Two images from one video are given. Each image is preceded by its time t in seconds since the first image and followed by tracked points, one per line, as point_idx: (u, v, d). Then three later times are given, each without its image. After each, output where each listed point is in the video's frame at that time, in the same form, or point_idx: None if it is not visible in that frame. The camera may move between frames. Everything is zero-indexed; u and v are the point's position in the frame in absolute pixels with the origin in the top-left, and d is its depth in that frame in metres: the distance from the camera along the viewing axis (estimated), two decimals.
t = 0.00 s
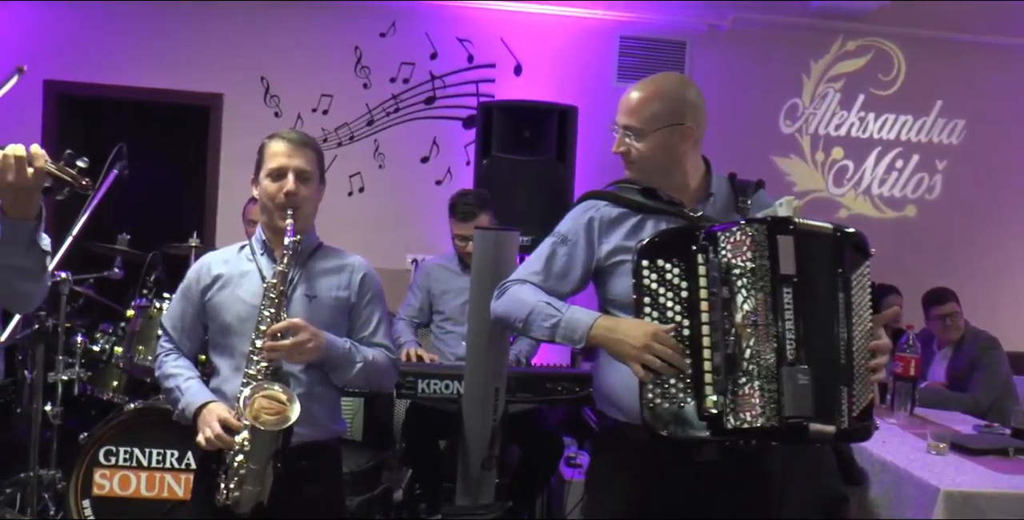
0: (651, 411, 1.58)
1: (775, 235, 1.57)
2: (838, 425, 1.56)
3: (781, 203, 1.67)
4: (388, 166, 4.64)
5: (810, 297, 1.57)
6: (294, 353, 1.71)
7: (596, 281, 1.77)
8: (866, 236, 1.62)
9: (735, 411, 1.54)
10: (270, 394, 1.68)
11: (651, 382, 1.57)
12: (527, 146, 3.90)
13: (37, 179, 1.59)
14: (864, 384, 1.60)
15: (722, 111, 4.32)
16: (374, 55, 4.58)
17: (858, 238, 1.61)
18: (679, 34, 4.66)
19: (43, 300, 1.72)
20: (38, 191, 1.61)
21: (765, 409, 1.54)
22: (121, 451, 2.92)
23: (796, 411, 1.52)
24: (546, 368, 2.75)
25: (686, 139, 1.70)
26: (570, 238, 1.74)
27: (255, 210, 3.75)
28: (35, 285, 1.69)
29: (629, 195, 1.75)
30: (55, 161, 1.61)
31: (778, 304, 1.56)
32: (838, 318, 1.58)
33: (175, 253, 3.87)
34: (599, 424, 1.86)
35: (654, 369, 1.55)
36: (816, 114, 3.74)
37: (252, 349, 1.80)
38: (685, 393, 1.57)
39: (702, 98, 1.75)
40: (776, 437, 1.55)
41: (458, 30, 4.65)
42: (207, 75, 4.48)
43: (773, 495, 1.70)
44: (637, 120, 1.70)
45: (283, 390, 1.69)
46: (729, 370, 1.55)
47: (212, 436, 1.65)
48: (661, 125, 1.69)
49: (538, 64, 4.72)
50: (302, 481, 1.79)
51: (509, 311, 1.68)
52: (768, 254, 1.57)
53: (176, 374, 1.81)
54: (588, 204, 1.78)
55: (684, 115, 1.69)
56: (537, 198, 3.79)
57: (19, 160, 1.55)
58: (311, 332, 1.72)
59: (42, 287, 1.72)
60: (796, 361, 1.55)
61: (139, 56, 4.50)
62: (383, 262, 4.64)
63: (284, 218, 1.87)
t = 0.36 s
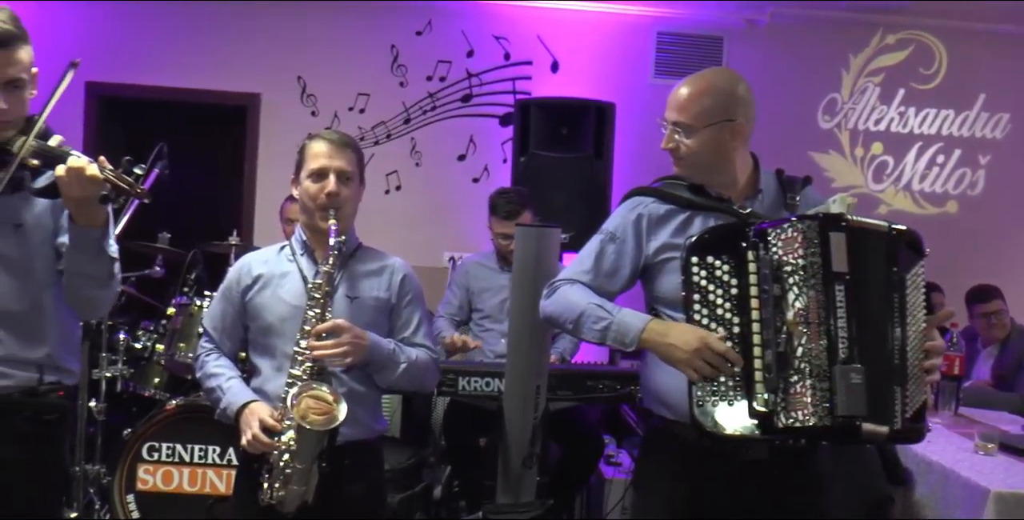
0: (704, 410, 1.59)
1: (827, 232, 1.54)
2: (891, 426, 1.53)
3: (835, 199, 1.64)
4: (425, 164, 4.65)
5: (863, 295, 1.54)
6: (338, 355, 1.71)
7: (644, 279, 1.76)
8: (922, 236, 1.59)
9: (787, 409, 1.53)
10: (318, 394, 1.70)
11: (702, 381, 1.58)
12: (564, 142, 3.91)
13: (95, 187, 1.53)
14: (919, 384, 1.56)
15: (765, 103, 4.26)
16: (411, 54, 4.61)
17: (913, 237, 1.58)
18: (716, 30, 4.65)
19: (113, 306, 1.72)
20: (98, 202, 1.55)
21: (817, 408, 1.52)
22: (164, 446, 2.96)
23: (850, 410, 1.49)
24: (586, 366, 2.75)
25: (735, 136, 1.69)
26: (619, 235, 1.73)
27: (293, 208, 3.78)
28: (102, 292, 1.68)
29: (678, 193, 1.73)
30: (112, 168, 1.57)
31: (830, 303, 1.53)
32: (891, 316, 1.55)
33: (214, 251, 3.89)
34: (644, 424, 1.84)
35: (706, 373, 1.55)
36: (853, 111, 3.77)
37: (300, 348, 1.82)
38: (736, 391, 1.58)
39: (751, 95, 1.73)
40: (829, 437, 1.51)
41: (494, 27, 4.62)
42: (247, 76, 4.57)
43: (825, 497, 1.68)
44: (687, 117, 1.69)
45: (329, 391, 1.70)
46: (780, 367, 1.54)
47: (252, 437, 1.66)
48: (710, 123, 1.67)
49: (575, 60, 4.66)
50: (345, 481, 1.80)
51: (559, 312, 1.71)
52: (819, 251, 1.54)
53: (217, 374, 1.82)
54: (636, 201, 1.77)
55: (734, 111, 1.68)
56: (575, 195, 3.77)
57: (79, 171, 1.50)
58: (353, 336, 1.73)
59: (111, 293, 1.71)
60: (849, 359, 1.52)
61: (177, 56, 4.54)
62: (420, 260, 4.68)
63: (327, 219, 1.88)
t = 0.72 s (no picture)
0: (744, 409, 1.56)
1: (870, 229, 1.53)
2: (936, 427, 1.51)
3: (880, 197, 1.58)
4: (462, 165, 4.66)
5: (907, 294, 1.52)
6: (382, 349, 1.73)
7: (686, 277, 1.74)
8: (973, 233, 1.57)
9: (830, 410, 1.50)
10: (360, 390, 1.73)
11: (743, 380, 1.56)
12: (602, 141, 3.90)
13: (145, 195, 1.57)
14: (967, 384, 1.54)
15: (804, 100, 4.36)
16: (448, 54, 4.62)
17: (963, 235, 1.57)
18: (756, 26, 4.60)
19: (169, 311, 1.72)
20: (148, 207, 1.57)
21: (860, 408, 1.50)
22: (207, 445, 2.98)
23: (894, 410, 1.48)
24: (625, 365, 2.74)
25: (775, 132, 1.67)
26: (660, 234, 1.72)
27: (333, 209, 3.81)
28: (158, 297, 1.69)
29: (718, 189, 1.72)
30: (161, 176, 1.58)
31: (873, 300, 1.52)
32: (936, 314, 1.54)
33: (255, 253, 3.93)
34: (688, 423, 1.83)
35: (745, 366, 1.55)
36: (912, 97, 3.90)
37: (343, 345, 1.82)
38: (778, 391, 1.55)
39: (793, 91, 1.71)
40: (874, 437, 1.49)
41: (531, 27, 4.63)
42: (286, 78, 4.62)
43: (872, 499, 1.66)
44: (727, 114, 1.68)
45: (372, 387, 1.73)
46: (822, 367, 1.52)
47: (296, 429, 1.68)
48: (751, 119, 1.66)
49: (612, 57, 4.65)
50: (390, 477, 1.81)
51: (597, 308, 1.70)
52: (862, 248, 1.53)
53: (258, 370, 1.83)
54: (677, 199, 1.76)
55: (773, 108, 1.66)
56: (613, 193, 3.76)
57: (128, 174, 1.53)
58: (397, 328, 1.74)
59: (167, 299, 1.71)
60: (893, 359, 1.50)
61: (218, 60, 4.60)
62: (459, 258, 4.67)
63: (368, 216, 1.89)
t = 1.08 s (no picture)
0: (779, 413, 1.53)
1: (909, 229, 1.51)
2: (979, 432, 1.49)
3: (920, 196, 1.57)
4: (499, 167, 4.66)
5: (947, 295, 1.51)
6: (421, 352, 1.73)
7: (728, 278, 1.73)
8: None
9: (866, 413, 1.49)
10: (399, 393, 1.73)
11: (781, 382, 1.53)
12: (640, 142, 3.89)
13: (195, 198, 1.57)
14: (1014, 390, 1.50)
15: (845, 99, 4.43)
16: (485, 57, 4.64)
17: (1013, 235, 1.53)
18: (793, 25, 4.57)
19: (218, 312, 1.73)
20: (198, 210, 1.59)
21: (897, 411, 1.48)
22: (247, 446, 3.01)
23: (931, 414, 1.47)
24: (664, 367, 2.72)
25: (816, 132, 1.65)
26: (701, 236, 1.71)
27: (371, 212, 3.84)
28: (207, 299, 1.70)
29: (760, 191, 1.70)
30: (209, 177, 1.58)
31: (911, 301, 1.51)
32: (978, 317, 1.52)
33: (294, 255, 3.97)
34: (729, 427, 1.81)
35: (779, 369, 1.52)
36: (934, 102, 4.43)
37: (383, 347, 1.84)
38: (815, 394, 1.53)
39: (834, 90, 1.69)
40: (910, 441, 1.49)
41: (567, 28, 4.62)
42: (323, 83, 4.65)
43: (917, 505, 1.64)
44: (768, 115, 1.67)
45: (411, 390, 1.73)
46: (859, 369, 1.51)
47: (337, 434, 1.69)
48: (793, 119, 1.64)
49: (649, 58, 4.62)
50: (429, 480, 1.81)
51: (639, 310, 1.70)
52: (901, 248, 1.52)
53: (301, 373, 1.85)
54: (720, 201, 1.74)
55: (815, 108, 1.64)
56: (650, 194, 3.76)
57: (176, 180, 1.55)
58: (437, 331, 1.75)
59: (216, 299, 1.72)
60: (932, 361, 1.49)
61: (256, 65, 4.64)
62: (495, 260, 4.68)
63: (407, 220, 1.90)
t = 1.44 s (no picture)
0: (825, 418, 1.51)
1: (957, 231, 1.48)
2: None
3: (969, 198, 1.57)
4: (536, 169, 4.65)
5: (997, 300, 1.48)
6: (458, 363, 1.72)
7: (771, 281, 1.71)
8: None
9: (913, 419, 1.46)
10: (435, 400, 1.72)
11: (825, 388, 1.51)
12: (678, 143, 3.85)
13: (234, 214, 1.54)
14: None
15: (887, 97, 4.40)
16: (522, 59, 4.64)
17: None
18: (832, 23, 4.53)
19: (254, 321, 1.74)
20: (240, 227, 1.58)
21: (945, 417, 1.45)
22: (286, 447, 3.02)
23: (981, 421, 1.43)
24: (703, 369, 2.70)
25: (865, 134, 1.63)
26: (745, 238, 1.68)
27: (409, 215, 3.86)
28: (245, 307, 1.70)
29: (804, 193, 1.68)
30: (249, 195, 1.56)
31: (960, 306, 1.47)
32: None
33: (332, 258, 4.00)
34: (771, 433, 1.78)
35: (826, 383, 1.49)
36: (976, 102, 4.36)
37: (421, 351, 1.84)
38: (859, 398, 1.50)
39: (881, 91, 1.67)
40: (959, 448, 1.46)
41: (605, 29, 4.60)
42: (361, 86, 4.67)
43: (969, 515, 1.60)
44: (814, 116, 1.64)
45: (447, 397, 1.72)
46: (905, 374, 1.48)
47: (374, 439, 1.69)
48: (840, 122, 1.62)
49: (688, 59, 4.59)
50: (468, 484, 1.80)
51: (681, 314, 1.68)
52: (949, 251, 1.48)
53: (343, 377, 1.86)
54: (763, 204, 1.71)
55: (864, 109, 1.62)
56: (688, 196, 3.73)
57: (218, 199, 1.53)
58: (472, 343, 1.74)
59: (254, 307, 1.72)
60: (982, 367, 1.46)
61: (295, 68, 4.67)
62: (533, 262, 4.68)
63: (448, 225, 1.91)
